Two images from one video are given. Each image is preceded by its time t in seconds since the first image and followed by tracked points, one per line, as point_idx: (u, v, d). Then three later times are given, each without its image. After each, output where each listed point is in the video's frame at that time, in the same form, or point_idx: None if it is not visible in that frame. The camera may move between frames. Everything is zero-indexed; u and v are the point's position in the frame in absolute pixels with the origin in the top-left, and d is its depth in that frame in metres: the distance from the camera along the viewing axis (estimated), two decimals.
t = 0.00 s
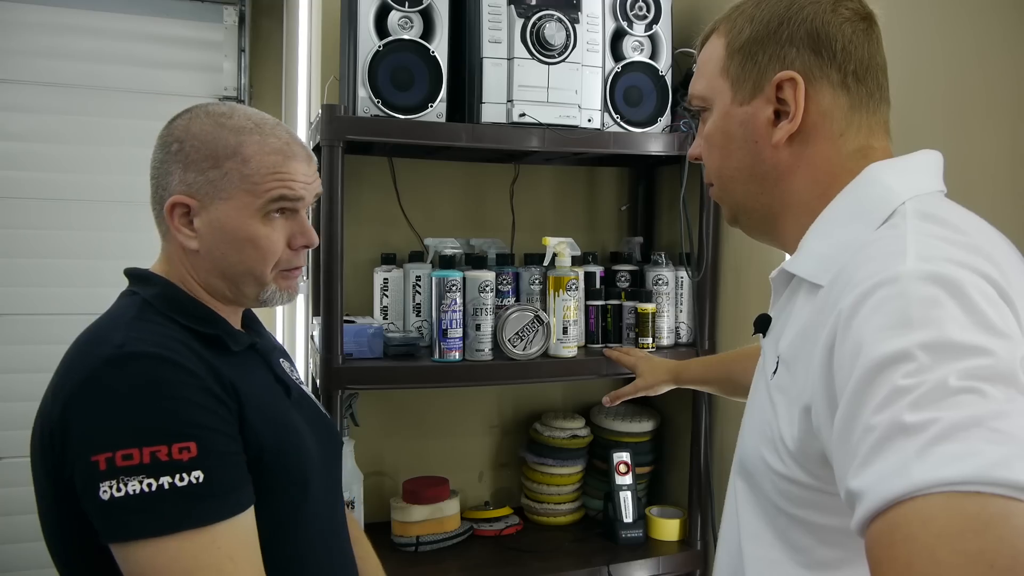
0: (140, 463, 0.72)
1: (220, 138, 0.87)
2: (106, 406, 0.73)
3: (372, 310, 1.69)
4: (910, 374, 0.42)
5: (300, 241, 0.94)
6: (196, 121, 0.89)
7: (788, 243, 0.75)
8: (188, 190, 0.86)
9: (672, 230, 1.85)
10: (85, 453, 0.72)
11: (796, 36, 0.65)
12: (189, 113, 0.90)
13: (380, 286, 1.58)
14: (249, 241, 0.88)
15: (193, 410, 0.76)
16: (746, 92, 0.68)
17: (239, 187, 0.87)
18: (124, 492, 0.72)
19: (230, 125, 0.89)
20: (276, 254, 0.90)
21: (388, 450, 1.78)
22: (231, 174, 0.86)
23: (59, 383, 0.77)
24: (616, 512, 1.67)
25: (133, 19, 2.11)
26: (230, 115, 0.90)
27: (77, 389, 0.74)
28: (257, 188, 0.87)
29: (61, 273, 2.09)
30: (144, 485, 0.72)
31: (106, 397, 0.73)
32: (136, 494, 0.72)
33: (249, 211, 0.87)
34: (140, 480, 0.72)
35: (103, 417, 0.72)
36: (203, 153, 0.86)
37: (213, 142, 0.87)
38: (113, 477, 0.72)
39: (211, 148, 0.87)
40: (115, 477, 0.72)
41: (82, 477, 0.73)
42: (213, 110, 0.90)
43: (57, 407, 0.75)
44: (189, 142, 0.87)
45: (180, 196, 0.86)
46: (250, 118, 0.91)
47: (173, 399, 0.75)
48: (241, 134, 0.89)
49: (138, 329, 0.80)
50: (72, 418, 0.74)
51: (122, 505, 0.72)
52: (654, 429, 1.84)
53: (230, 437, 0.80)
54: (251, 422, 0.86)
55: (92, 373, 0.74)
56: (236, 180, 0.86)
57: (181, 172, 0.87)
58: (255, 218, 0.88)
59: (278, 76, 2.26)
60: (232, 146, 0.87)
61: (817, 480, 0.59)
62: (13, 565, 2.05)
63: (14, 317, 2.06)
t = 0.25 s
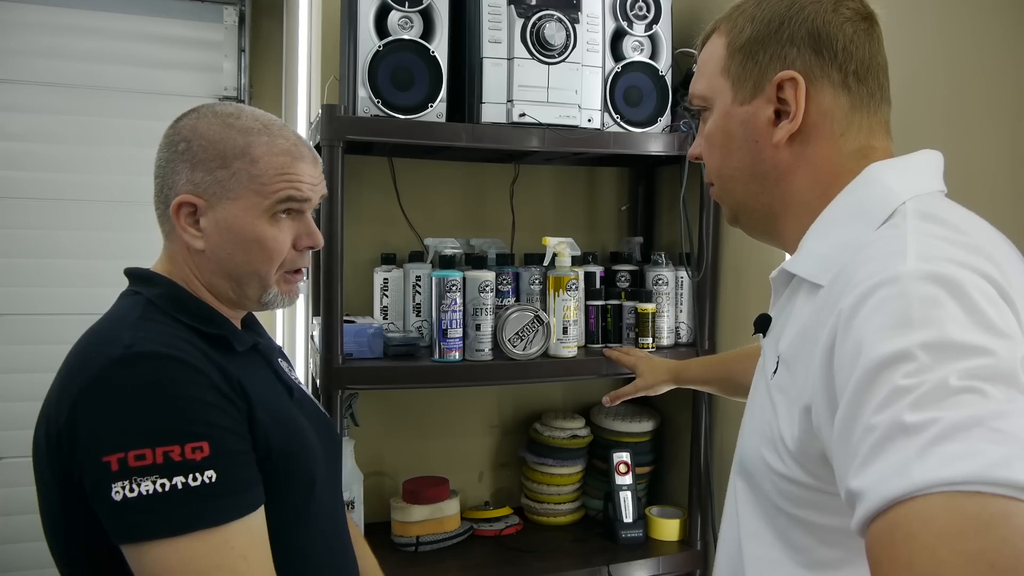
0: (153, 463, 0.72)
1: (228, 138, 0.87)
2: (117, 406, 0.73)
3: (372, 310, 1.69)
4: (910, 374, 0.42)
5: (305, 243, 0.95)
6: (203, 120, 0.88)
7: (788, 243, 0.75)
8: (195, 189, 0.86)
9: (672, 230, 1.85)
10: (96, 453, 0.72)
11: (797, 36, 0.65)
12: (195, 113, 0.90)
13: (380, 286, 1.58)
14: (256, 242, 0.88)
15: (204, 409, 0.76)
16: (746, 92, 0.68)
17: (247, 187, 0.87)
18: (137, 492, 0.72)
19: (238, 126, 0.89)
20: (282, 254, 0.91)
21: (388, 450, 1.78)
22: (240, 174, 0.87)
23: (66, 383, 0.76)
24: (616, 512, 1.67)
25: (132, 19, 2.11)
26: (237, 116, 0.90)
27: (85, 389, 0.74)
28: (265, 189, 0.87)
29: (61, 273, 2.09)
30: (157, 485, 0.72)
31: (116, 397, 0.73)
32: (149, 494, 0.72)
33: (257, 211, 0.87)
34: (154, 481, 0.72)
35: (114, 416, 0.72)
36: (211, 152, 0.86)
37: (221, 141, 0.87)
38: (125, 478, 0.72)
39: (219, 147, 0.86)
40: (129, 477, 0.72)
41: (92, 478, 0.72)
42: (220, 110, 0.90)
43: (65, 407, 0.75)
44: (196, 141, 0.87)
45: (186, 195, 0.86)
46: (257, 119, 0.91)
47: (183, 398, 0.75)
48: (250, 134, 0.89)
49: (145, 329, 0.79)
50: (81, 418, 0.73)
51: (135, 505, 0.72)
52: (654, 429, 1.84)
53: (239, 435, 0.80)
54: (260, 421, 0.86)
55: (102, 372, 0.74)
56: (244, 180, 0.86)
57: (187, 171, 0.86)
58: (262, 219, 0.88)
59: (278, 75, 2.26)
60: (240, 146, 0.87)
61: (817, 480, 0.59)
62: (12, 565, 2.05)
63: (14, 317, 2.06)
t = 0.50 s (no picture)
0: (153, 462, 0.72)
1: (232, 138, 0.87)
2: (119, 406, 0.73)
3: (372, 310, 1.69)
4: (910, 374, 0.42)
5: (308, 243, 0.95)
6: (207, 119, 0.88)
7: (789, 243, 0.75)
8: (198, 189, 0.86)
9: (673, 230, 1.85)
10: (96, 453, 0.72)
11: (794, 36, 0.65)
12: (200, 113, 0.90)
13: (380, 286, 1.58)
14: (259, 241, 0.88)
15: (205, 409, 0.76)
16: (745, 93, 0.68)
17: (251, 187, 0.87)
18: (137, 492, 0.72)
19: (242, 125, 0.89)
20: (286, 254, 0.91)
21: (388, 450, 1.78)
22: (244, 174, 0.87)
23: (67, 382, 0.76)
24: (616, 512, 1.67)
25: (132, 19, 2.10)
26: (242, 116, 0.90)
27: (87, 388, 0.74)
28: (269, 188, 0.87)
29: (61, 273, 2.09)
30: (157, 485, 0.72)
31: (118, 397, 0.73)
32: (149, 493, 0.72)
33: (260, 211, 0.87)
34: (154, 480, 0.72)
35: (116, 416, 0.72)
36: (215, 152, 0.86)
37: (225, 141, 0.87)
38: (125, 478, 0.71)
39: (224, 147, 0.86)
40: (129, 477, 0.72)
41: (93, 477, 0.72)
42: (225, 110, 0.90)
43: (66, 406, 0.75)
44: (200, 140, 0.87)
45: (190, 195, 0.86)
46: (262, 119, 0.91)
47: (185, 397, 0.75)
48: (254, 134, 0.89)
49: (147, 328, 0.79)
50: (83, 418, 0.73)
51: (135, 505, 0.72)
52: (654, 429, 1.84)
53: (241, 436, 0.80)
54: (263, 421, 0.86)
55: (103, 372, 0.74)
56: (248, 179, 0.87)
57: (191, 171, 0.86)
58: (266, 218, 0.88)
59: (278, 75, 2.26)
60: (245, 146, 0.87)
61: (817, 480, 0.59)
62: (13, 565, 2.06)
63: (14, 317, 2.06)
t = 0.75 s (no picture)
0: (148, 461, 0.72)
1: (231, 131, 0.87)
2: (117, 404, 0.73)
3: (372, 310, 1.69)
4: (909, 373, 0.42)
5: (310, 234, 0.95)
6: (204, 113, 0.88)
7: (789, 242, 0.75)
8: (198, 184, 0.86)
9: (673, 230, 1.85)
10: (94, 451, 0.72)
11: (795, 35, 0.65)
12: (196, 107, 0.90)
13: (380, 286, 1.58)
14: (260, 235, 0.88)
15: (203, 408, 0.76)
16: (745, 92, 0.68)
17: (251, 180, 0.87)
18: (132, 490, 0.72)
19: (239, 118, 0.89)
20: (287, 247, 0.91)
21: (388, 450, 1.78)
22: (244, 167, 0.87)
23: (68, 380, 0.77)
24: (616, 512, 1.67)
25: (133, 20, 2.11)
26: (239, 109, 0.90)
27: (86, 385, 0.74)
28: (270, 181, 0.88)
29: (61, 273, 2.09)
30: (152, 483, 0.72)
31: (117, 395, 0.73)
32: (144, 492, 0.72)
33: (261, 204, 0.88)
34: (149, 478, 0.72)
35: (114, 413, 0.72)
36: (214, 146, 0.86)
37: (224, 135, 0.87)
38: (121, 476, 0.72)
39: (223, 141, 0.86)
40: (125, 475, 0.72)
41: (91, 475, 0.73)
42: (221, 103, 0.90)
43: (67, 403, 0.75)
44: (198, 135, 0.87)
45: (190, 191, 0.86)
46: (259, 111, 0.91)
47: (183, 395, 0.75)
48: (253, 127, 0.89)
49: (149, 326, 0.80)
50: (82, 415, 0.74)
51: (131, 503, 0.72)
52: (654, 429, 1.84)
53: (239, 437, 0.80)
54: (264, 421, 0.86)
55: (103, 370, 0.74)
56: (248, 172, 0.87)
57: (190, 166, 0.86)
58: (267, 211, 0.88)
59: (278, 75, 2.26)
60: (243, 139, 0.87)
61: (815, 479, 0.59)
62: (15, 565, 2.06)
63: (14, 317, 2.06)
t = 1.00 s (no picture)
0: (148, 469, 0.72)
1: (249, 135, 0.88)
2: (119, 409, 0.73)
3: (372, 310, 1.69)
4: (909, 373, 0.42)
5: (321, 240, 0.95)
6: (222, 115, 0.89)
7: (788, 242, 0.75)
8: (212, 185, 0.86)
9: (673, 230, 1.85)
10: (95, 456, 0.72)
11: (794, 36, 0.65)
12: (213, 108, 0.90)
13: (380, 286, 1.58)
14: (274, 239, 0.88)
15: (205, 416, 0.76)
16: (744, 93, 0.68)
17: (266, 183, 0.87)
18: (131, 498, 0.72)
19: (257, 122, 0.89)
20: (299, 252, 0.91)
21: (388, 450, 1.78)
22: (261, 171, 0.87)
23: (72, 382, 0.77)
24: (616, 512, 1.67)
25: (133, 20, 2.11)
26: (257, 112, 0.90)
27: (89, 389, 0.74)
28: (285, 186, 0.88)
29: (61, 273, 2.09)
30: (150, 492, 0.72)
31: (120, 400, 0.73)
32: (142, 501, 0.72)
33: (275, 208, 0.88)
34: (148, 487, 0.72)
35: (117, 419, 0.72)
36: (230, 148, 0.86)
37: (240, 138, 0.87)
38: (120, 483, 0.72)
39: (240, 144, 0.87)
40: (124, 482, 0.72)
41: (92, 480, 0.73)
42: (240, 105, 0.90)
43: (71, 406, 0.75)
44: (215, 137, 0.87)
45: (204, 192, 0.86)
46: (277, 115, 0.91)
47: (185, 403, 0.75)
48: (270, 131, 0.89)
49: (153, 329, 0.79)
50: (86, 418, 0.74)
51: (130, 511, 0.72)
52: (654, 429, 1.84)
53: (241, 445, 0.80)
54: (266, 425, 0.86)
55: (106, 374, 0.74)
56: (263, 176, 0.87)
57: (205, 167, 0.87)
58: (281, 216, 0.88)
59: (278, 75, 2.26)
60: (261, 143, 0.87)
61: (815, 479, 0.59)
62: (15, 565, 2.06)
63: (14, 317, 2.06)
